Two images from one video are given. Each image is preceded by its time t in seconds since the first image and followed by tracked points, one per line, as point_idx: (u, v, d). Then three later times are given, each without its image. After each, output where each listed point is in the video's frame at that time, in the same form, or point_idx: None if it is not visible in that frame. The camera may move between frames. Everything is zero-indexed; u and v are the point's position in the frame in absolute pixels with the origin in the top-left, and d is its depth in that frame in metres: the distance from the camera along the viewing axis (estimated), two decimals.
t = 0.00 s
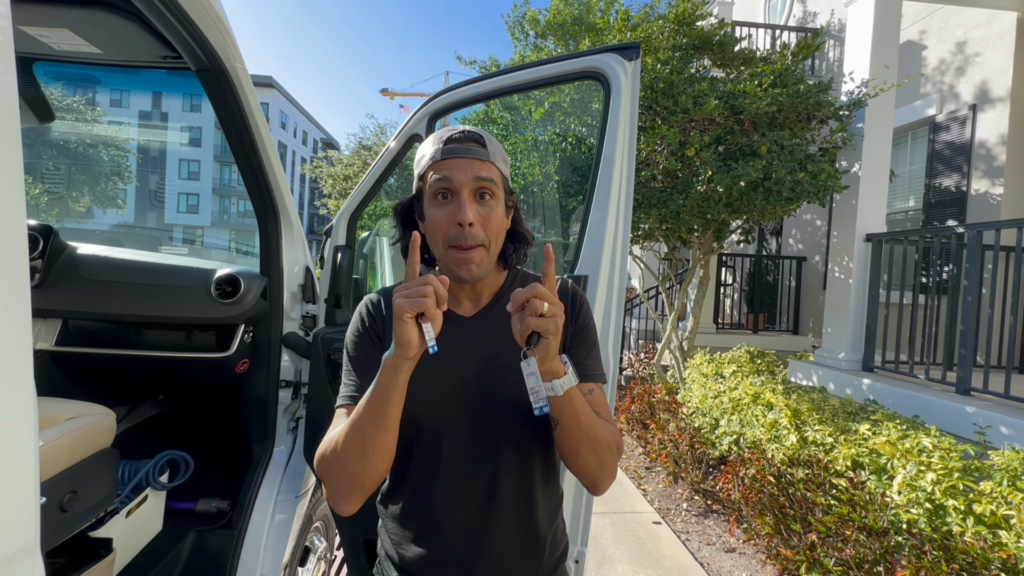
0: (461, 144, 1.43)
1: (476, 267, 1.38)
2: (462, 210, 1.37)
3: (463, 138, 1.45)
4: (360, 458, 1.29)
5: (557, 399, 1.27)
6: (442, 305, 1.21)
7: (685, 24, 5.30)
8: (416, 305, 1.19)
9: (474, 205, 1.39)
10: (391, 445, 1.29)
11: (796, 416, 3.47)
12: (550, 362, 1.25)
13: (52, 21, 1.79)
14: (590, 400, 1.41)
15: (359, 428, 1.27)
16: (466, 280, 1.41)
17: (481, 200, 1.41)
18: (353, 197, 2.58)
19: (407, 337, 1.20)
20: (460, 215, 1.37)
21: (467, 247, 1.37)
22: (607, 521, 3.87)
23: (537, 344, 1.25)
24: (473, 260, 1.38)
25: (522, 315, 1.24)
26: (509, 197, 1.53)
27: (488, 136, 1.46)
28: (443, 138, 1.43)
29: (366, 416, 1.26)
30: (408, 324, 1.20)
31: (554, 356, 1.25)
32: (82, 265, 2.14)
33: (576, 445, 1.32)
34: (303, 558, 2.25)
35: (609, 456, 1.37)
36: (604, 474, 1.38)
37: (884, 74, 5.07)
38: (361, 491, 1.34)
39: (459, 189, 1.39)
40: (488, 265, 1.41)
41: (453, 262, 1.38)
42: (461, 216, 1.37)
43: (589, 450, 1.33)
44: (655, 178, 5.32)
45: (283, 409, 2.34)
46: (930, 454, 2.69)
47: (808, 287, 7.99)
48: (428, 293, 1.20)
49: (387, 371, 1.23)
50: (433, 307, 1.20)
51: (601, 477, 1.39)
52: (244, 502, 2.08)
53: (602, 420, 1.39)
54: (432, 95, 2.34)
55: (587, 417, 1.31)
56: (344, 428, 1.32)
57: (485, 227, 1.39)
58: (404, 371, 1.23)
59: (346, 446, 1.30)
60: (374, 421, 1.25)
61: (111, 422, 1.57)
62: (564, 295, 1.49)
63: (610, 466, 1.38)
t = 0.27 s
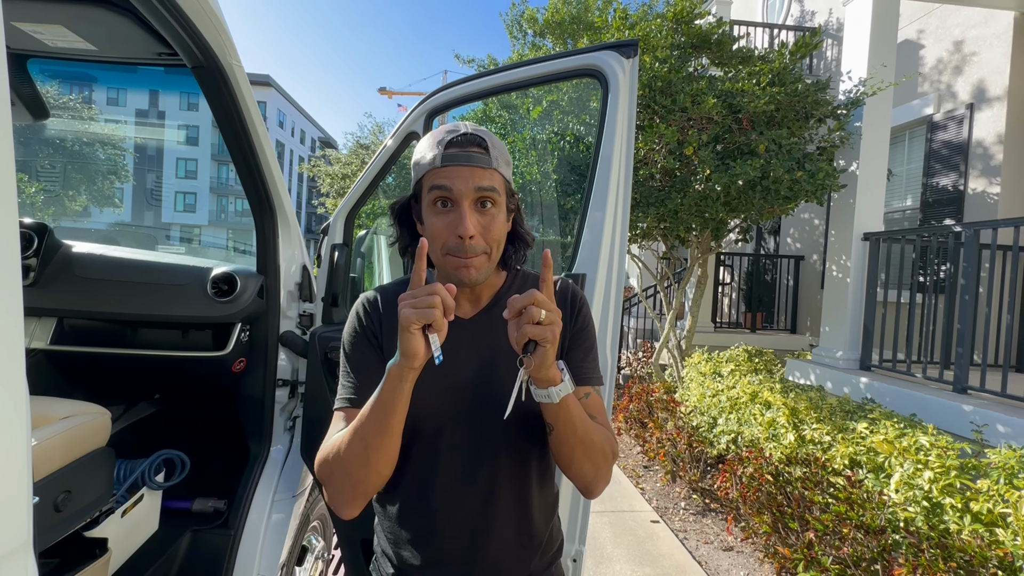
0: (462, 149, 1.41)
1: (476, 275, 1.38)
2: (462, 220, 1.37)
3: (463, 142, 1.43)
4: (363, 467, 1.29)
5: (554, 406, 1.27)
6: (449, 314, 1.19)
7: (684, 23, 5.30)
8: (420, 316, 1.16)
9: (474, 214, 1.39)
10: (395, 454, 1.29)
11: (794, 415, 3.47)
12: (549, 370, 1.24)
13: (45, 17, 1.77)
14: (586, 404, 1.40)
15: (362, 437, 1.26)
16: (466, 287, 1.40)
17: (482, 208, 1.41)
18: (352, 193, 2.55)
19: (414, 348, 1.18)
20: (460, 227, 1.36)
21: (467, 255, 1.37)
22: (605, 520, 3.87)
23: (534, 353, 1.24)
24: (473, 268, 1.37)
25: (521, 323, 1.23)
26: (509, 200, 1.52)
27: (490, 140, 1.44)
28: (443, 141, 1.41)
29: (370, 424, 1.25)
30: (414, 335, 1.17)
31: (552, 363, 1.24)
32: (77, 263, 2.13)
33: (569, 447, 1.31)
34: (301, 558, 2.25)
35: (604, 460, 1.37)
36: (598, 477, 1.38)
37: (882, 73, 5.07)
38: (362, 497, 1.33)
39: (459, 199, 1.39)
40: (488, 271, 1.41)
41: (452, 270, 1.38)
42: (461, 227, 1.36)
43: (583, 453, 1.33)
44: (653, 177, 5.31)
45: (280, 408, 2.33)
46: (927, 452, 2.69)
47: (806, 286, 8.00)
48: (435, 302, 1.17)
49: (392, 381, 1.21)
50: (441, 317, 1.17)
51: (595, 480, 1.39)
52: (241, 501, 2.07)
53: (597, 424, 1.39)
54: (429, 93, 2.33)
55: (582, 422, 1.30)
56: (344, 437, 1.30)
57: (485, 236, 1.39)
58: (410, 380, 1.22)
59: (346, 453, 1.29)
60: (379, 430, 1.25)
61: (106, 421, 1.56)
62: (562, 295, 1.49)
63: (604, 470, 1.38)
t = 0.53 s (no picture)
0: (462, 154, 1.39)
1: (469, 279, 1.37)
2: (459, 224, 1.37)
3: (463, 147, 1.40)
4: (357, 496, 1.27)
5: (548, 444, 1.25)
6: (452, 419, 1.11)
7: (681, 22, 5.29)
8: (422, 439, 1.09)
9: (472, 220, 1.38)
10: (390, 490, 1.27)
11: (790, 414, 3.46)
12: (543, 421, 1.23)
13: (36, 13, 1.75)
14: (576, 395, 1.38)
15: (358, 477, 1.23)
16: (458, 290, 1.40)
17: (477, 214, 1.40)
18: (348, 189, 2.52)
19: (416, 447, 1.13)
20: (455, 231, 1.36)
21: (461, 260, 1.37)
22: (602, 520, 3.86)
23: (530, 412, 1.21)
24: (467, 272, 1.37)
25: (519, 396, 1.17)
26: (505, 202, 1.51)
27: (490, 146, 1.42)
28: (442, 144, 1.39)
29: (366, 469, 1.21)
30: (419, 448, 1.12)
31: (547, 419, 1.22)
32: (69, 261, 2.11)
33: (565, 467, 1.31)
34: (295, 558, 2.23)
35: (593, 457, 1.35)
36: (588, 474, 1.36)
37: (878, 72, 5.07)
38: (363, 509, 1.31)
39: (456, 204, 1.38)
40: (481, 275, 1.41)
41: (444, 272, 1.37)
42: (456, 232, 1.36)
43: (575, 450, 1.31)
44: (650, 177, 5.30)
45: (274, 407, 2.32)
46: (923, 450, 2.69)
47: (803, 285, 8.00)
48: (437, 432, 1.07)
49: (392, 451, 1.16)
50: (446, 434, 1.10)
51: (585, 477, 1.37)
52: (234, 502, 2.05)
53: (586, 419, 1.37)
54: (426, 90, 2.32)
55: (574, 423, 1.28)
56: (339, 464, 1.27)
57: (481, 242, 1.39)
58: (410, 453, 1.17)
59: (341, 479, 1.26)
60: (374, 471, 1.21)
61: (96, 421, 1.55)
62: (551, 288, 1.48)
63: (593, 465, 1.37)
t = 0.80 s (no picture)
0: (446, 146, 1.39)
1: (458, 271, 1.37)
2: (445, 215, 1.36)
3: (447, 142, 1.41)
4: (353, 496, 1.26)
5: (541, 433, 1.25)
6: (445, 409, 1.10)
7: (678, 21, 5.29)
8: (415, 429, 1.08)
9: (458, 210, 1.38)
10: (386, 488, 1.26)
11: (786, 413, 3.46)
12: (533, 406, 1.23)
13: (27, 9, 1.74)
14: (571, 386, 1.38)
15: (353, 476, 1.23)
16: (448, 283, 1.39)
17: (464, 205, 1.39)
18: (344, 189, 2.51)
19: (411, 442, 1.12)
20: (442, 221, 1.36)
21: (450, 251, 1.36)
22: (598, 519, 3.86)
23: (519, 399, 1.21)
24: (456, 264, 1.37)
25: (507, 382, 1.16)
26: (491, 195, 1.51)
27: (473, 139, 1.43)
28: (427, 139, 1.39)
29: (361, 468, 1.21)
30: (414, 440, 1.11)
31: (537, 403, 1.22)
32: (61, 259, 2.10)
33: (559, 458, 1.30)
34: (290, 558, 2.23)
35: (590, 447, 1.35)
36: (585, 465, 1.37)
37: (873, 72, 5.08)
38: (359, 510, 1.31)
39: (443, 195, 1.38)
40: (470, 267, 1.40)
41: (433, 265, 1.37)
42: (444, 221, 1.36)
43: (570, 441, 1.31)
44: (647, 176, 5.30)
45: (269, 407, 2.32)
46: (918, 450, 2.69)
47: (799, 285, 8.02)
48: (432, 421, 1.07)
49: (384, 448, 1.15)
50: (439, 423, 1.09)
51: (583, 468, 1.37)
52: (228, 502, 2.05)
53: (581, 410, 1.37)
54: (421, 89, 2.32)
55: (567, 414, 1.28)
56: (333, 465, 1.27)
57: (469, 232, 1.38)
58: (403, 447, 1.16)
59: (336, 480, 1.26)
60: (369, 471, 1.21)
61: (88, 421, 1.54)
62: (542, 284, 1.48)
63: (590, 456, 1.37)
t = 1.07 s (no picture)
0: (447, 146, 1.39)
1: (459, 270, 1.37)
2: (446, 214, 1.36)
3: (448, 141, 1.41)
4: (351, 493, 1.26)
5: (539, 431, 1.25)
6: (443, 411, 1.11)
7: (676, 21, 5.29)
8: (412, 430, 1.08)
9: (459, 210, 1.38)
10: (384, 486, 1.26)
11: (783, 413, 3.47)
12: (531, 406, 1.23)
13: (24, 7, 1.73)
14: (570, 387, 1.39)
15: (352, 473, 1.23)
16: (449, 282, 1.40)
17: (465, 204, 1.39)
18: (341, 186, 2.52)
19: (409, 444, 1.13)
20: (443, 220, 1.36)
21: (451, 250, 1.37)
22: (596, 518, 3.86)
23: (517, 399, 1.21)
24: (457, 263, 1.37)
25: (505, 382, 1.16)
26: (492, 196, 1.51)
27: (474, 138, 1.43)
28: (429, 139, 1.40)
29: (360, 465, 1.21)
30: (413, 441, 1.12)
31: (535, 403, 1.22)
32: (58, 258, 2.09)
33: (556, 458, 1.30)
34: (288, 558, 2.22)
35: (588, 448, 1.35)
36: (583, 465, 1.37)
37: (869, 72, 5.09)
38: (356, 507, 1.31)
39: (444, 194, 1.38)
40: (471, 266, 1.40)
41: (434, 264, 1.37)
42: (445, 220, 1.36)
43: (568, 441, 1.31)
44: (645, 176, 5.30)
45: (267, 407, 2.31)
46: (914, 449, 2.70)
47: (796, 285, 8.03)
48: (429, 424, 1.07)
49: (383, 446, 1.15)
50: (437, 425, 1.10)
51: (581, 468, 1.37)
52: (226, 502, 2.04)
53: (579, 410, 1.37)
54: (419, 88, 2.32)
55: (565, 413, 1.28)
56: (332, 461, 1.27)
57: (469, 231, 1.38)
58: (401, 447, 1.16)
59: (335, 477, 1.26)
60: (367, 468, 1.21)
61: (85, 420, 1.54)
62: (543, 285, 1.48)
63: (589, 457, 1.37)
